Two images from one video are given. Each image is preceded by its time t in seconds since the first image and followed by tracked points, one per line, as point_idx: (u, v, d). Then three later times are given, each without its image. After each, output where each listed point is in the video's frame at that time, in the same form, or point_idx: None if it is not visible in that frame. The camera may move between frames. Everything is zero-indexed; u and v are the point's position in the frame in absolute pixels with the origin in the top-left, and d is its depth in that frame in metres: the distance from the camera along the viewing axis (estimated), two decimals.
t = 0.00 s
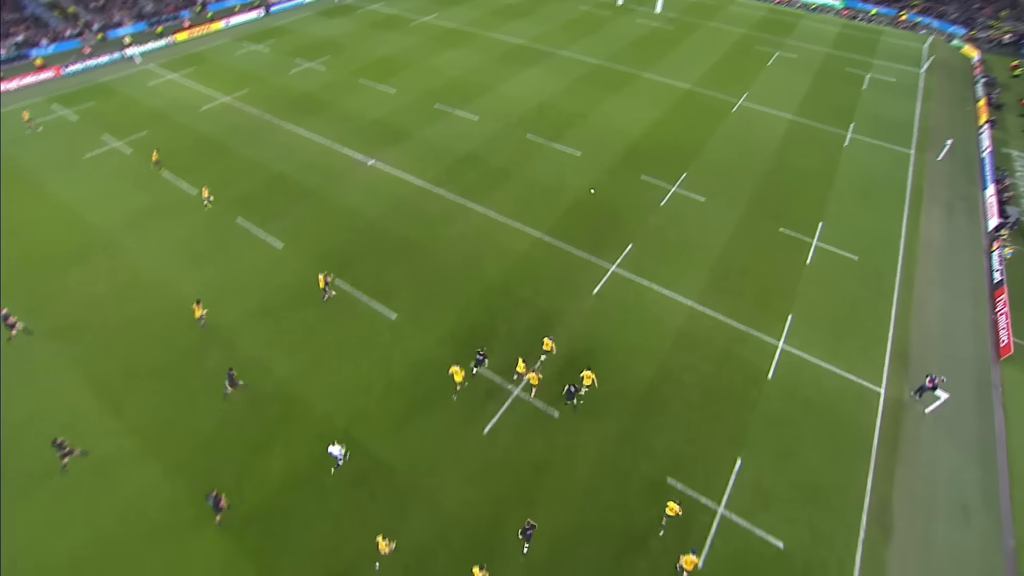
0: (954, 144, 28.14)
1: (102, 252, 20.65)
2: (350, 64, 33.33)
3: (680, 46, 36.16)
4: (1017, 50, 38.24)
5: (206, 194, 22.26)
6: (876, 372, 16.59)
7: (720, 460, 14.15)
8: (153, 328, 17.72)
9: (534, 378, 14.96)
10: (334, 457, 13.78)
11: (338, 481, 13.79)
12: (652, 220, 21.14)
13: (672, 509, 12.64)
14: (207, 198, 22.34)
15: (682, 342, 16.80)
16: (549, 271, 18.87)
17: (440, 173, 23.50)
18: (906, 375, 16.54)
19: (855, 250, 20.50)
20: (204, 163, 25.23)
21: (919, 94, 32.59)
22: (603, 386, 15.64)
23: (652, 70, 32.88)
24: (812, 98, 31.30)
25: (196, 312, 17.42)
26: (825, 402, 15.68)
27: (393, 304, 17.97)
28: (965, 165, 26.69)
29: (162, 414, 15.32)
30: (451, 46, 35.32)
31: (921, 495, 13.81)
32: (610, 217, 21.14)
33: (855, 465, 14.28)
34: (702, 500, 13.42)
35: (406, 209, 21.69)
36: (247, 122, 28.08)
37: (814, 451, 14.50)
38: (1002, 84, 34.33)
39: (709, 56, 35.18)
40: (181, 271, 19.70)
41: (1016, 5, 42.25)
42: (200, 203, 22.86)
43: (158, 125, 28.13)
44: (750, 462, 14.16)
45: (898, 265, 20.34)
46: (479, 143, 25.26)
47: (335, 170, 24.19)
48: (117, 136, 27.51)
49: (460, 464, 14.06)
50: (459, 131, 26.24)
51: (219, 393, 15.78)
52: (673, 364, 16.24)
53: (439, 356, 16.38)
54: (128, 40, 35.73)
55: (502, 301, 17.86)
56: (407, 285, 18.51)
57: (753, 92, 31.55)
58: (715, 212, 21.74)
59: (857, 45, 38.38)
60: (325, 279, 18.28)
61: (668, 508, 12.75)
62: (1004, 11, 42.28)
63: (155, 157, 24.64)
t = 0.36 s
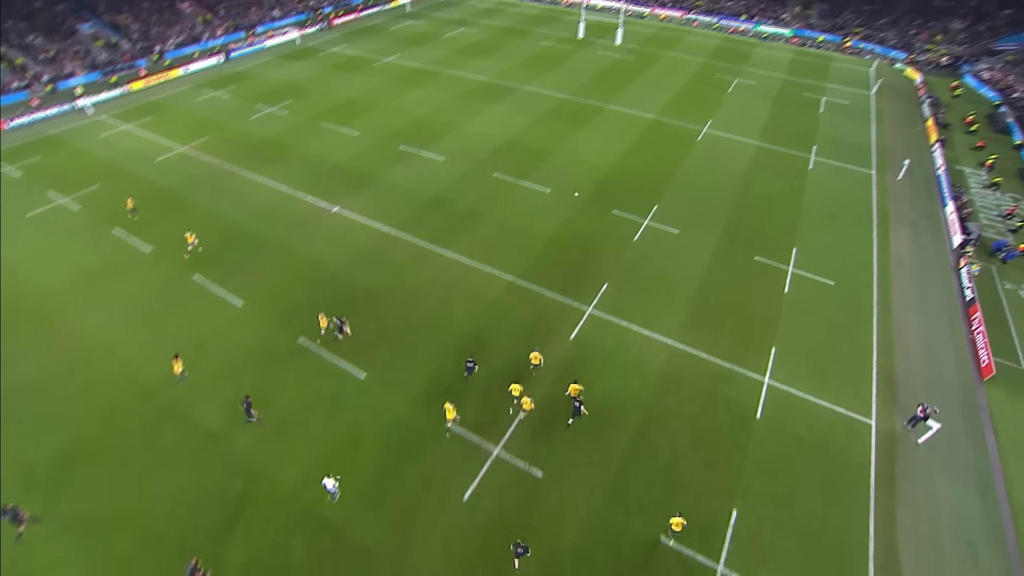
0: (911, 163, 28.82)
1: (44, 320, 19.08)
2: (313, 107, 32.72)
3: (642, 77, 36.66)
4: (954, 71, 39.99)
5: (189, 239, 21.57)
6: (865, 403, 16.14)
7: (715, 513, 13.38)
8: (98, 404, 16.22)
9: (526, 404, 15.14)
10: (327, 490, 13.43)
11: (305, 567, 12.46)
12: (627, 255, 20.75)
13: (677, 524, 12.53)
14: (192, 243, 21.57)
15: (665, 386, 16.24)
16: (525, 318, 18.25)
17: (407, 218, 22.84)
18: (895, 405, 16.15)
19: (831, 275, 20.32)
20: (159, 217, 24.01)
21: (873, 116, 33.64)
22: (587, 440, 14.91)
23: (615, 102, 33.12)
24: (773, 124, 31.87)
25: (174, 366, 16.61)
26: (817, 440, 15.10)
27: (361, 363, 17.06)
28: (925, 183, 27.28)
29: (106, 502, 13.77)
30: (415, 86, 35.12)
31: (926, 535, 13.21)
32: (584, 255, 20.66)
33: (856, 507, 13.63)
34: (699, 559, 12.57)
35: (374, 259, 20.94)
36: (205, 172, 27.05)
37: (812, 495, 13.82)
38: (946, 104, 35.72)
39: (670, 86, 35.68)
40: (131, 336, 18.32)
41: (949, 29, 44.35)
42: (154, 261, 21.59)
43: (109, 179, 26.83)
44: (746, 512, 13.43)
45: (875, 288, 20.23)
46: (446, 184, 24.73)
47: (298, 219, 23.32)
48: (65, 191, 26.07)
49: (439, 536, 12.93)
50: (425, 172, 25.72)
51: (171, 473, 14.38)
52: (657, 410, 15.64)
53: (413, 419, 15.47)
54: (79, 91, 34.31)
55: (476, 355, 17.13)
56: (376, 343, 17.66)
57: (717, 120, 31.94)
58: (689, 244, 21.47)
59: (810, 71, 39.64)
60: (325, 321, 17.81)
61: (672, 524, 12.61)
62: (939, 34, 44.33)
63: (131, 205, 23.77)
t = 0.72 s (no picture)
0: (877, 179, 29.22)
1: None
2: (275, 146, 31.80)
3: (608, 103, 36.79)
4: (903, 89, 41.31)
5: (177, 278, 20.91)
6: (858, 434, 15.59)
7: (715, 568, 12.51)
8: (32, 484, 14.55)
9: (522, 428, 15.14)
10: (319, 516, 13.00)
11: None
12: (604, 290, 20.20)
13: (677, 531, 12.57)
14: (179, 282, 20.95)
15: (652, 431, 15.54)
16: (502, 365, 17.51)
17: (375, 261, 21.98)
18: (888, 434, 15.66)
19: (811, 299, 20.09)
20: (108, 270, 22.55)
21: (834, 135, 34.28)
22: (575, 495, 13.99)
23: (582, 130, 33.01)
24: (740, 146, 32.10)
25: (152, 420, 15.55)
26: (813, 478, 14.44)
27: (331, 422, 15.99)
28: (890, 199, 27.62)
29: None
30: (380, 122, 34.56)
31: None
32: (560, 293, 20.07)
33: (861, 551, 12.91)
34: None
35: (340, 307, 19.99)
36: (160, 220, 25.73)
37: (814, 541, 13.06)
38: (899, 120, 36.70)
39: (637, 112, 35.82)
40: (74, 405, 16.75)
41: (894, 48, 45.97)
42: (102, 319, 20.10)
43: (55, 231, 25.23)
44: (747, 564, 12.59)
45: (855, 310, 20.00)
46: (414, 224, 24.08)
47: (261, 267, 22.24)
48: (6, 246, 24.36)
49: None
50: (392, 211, 25.02)
51: (114, 561, 12.80)
52: (645, 457, 14.88)
53: (387, 482, 14.34)
54: (23, 138, 32.59)
55: (453, 408, 16.27)
56: (346, 400, 16.64)
57: (685, 144, 32.01)
58: (665, 275, 21.06)
59: (771, 91, 40.40)
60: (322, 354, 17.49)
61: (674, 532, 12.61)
62: (886, 54, 45.88)
63: (105, 249, 22.75)
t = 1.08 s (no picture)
0: (845, 192, 29.33)
1: None
2: (231, 179, 30.39)
3: (575, 123, 36.42)
4: (859, 100, 42.11)
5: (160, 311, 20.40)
6: (852, 464, 14.96)
7: None
8: None
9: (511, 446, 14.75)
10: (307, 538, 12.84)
11: None
12: (580, 322, 19.45)
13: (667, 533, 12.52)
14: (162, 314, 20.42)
15: (638, 474, 14.68)
16: (478, 411, 16.54)
17: (340, 303, 20.88)
18: (881, 461, 15.08)
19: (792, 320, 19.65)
20: (46, 323, 20.78)
21: (800, 147, 34.53)
22: (560, 552, 12.91)
23: (549, 152, 32.48)
24: (709, 161, 32.01)
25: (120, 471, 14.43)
26: (809, 517, 13.66)
27: (292, 483, 14.65)
28: (859, 211, 27.72)
29: None
30: (342, 151, 33.56)
31: None
32: (535, 329, 19.30)
33: None
34: None
35: (304, 353, 18.95)
36: (105, 264, 24.05)
37: None
38: (859, 131, 37.27)
39: (604, 130, 35.54)
40: None
41: (847, 62, 47.01)
42: (36, 378, 18.35)
43: None
44: None
45: (836, 329, 19.58)
46: (381, 259, 23.09)
47: (216, 314, 20.89)
48: None
49: None
50: (357, 246, 23.97)
51: None
52: (633, 505, 13.94)
53: (354, 551, 13.03)
54: None
55: (426, 460, 15.13)
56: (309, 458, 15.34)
57: (654, 161, 31.74)
58: (642, 301, 20.47)
59: (736, 105, 40.70)
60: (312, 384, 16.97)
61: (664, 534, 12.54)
62: (840, 67, 46.89)
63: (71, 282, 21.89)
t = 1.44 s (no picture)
0: (825, 205, 29.05)
1: None
2: (191, 206, 28.87)
3: (549, 138, 35.59)
4: (832, 109, 42.15)
5: (146, 330, 19.75)
6: (849, 502, 14.21)
7: None
8: None
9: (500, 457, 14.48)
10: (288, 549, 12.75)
11: None
12: (559, 356, 18.88)
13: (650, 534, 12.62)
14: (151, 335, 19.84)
15: (625, 523, 13.67)
16: (451, 459, 15.46)
17: (303, 343, 19.79)
18: (878, 497, 14.37)
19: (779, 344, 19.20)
20: None
21: (777, 158, 34.34)
22: None
23: (523, 169, 31.61)
24: (687, 175, 31.47)
25: (83, 515, 13.48)
26: (808, 564, 12.73)
27: (245, 552, 13.23)
28: (839, 224, 27.42)
29: None
30: (310, 172, 32.34)
31: None
32: (512, 365, 18.50)
33: None
34: None
35: (265, 397, 17.72)
36: (49, 302, 22.34)
37: None
38: (834, 140, 37.21)
39: (579, 145, 34.84)
40: None
41: (818, 71, 47.13)
42: None
43: None
44: None
45: (823, 353, 19.07)
46: (350, 292, 22.33)
47: (170, 357, 19.52)
48: None
49: None
50: (324, 279, 23.26)
51: None
52: (620, 558, 12.89)
53: None
54: None
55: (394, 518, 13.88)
56: (263, 519, 14.00)
57: (631, 176, 31.10)
58: (624, 330, 20.00)
59: (711, 117, 40.41)
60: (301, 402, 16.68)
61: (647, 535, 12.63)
62: (811, 77, 46.98)
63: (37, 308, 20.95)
